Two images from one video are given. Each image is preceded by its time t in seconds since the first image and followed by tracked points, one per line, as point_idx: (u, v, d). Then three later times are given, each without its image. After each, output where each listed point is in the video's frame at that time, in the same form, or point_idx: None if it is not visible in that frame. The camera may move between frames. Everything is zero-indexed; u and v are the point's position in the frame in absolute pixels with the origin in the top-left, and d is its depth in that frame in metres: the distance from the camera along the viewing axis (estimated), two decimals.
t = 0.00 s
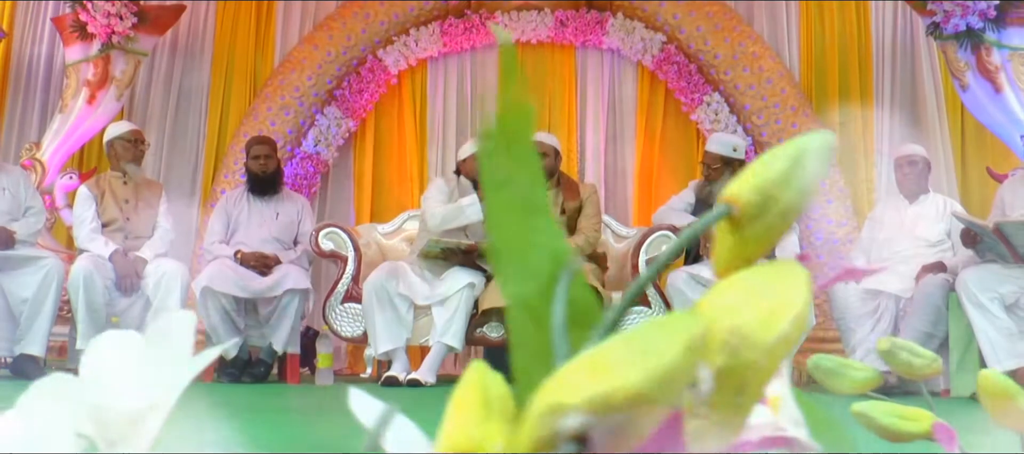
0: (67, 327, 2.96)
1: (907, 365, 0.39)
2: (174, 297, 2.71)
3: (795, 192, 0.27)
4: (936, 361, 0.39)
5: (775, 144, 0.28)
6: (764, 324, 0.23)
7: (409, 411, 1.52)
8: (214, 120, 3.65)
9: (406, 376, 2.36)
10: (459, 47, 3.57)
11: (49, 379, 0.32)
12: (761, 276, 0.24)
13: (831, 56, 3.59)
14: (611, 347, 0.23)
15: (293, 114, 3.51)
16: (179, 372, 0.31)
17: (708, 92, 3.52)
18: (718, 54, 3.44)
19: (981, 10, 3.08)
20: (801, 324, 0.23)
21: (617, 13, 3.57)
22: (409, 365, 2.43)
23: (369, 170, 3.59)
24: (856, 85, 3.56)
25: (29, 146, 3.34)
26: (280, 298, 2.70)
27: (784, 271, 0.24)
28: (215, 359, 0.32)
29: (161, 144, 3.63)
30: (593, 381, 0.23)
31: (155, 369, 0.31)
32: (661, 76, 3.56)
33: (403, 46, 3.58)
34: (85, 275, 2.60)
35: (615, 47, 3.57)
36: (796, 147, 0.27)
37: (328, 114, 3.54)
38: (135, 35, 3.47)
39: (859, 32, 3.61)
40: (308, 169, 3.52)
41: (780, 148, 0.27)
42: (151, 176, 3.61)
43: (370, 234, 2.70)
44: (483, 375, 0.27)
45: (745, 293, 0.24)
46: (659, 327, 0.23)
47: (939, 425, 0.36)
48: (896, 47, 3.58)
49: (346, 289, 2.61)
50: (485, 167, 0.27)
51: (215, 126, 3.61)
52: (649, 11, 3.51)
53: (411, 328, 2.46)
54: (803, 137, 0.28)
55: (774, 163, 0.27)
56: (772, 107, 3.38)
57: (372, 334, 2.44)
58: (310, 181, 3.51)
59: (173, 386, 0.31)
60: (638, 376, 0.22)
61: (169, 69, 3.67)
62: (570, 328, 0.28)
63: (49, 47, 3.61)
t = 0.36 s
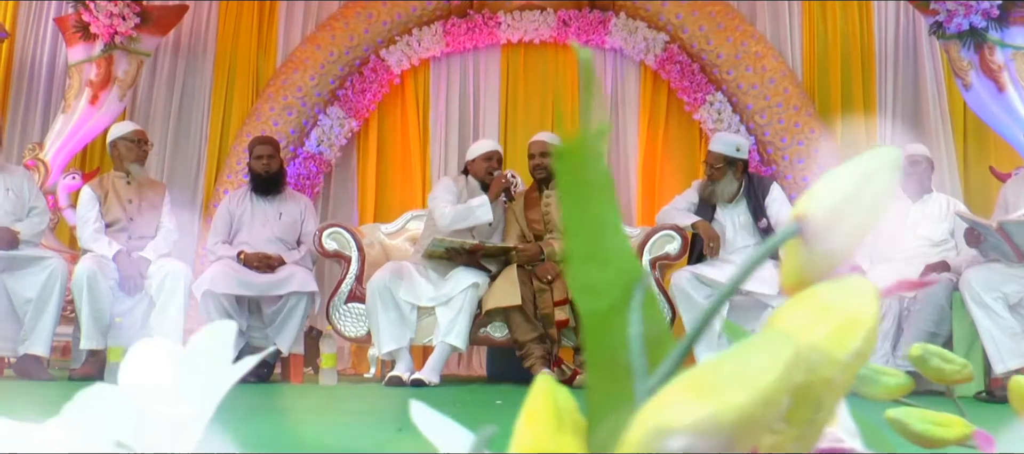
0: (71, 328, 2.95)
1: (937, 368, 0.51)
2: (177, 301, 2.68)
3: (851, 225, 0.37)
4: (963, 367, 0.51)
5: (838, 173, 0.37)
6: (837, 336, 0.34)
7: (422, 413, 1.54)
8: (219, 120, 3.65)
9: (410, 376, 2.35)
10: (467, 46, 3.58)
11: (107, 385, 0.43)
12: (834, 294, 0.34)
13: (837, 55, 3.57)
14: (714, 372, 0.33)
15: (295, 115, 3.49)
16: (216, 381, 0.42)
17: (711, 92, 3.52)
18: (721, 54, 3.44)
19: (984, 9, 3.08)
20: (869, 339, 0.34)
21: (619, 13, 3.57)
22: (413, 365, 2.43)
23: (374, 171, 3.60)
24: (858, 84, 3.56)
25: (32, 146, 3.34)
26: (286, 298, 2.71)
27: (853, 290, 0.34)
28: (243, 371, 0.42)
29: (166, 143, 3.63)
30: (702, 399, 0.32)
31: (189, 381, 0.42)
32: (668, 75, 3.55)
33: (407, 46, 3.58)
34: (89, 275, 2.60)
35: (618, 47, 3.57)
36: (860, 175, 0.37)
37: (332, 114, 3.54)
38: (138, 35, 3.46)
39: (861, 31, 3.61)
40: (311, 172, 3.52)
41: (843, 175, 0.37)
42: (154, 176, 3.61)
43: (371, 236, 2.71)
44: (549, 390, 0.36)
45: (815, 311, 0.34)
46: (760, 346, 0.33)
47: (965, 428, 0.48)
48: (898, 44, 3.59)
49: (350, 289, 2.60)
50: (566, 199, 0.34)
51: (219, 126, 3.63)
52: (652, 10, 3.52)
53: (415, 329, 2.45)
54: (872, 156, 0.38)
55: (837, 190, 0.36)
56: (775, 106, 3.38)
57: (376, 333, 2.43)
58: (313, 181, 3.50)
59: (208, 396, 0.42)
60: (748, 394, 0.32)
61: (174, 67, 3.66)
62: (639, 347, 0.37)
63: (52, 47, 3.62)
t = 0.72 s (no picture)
0: (74, 328, 2.95)
1: (967, 374, 0.46)
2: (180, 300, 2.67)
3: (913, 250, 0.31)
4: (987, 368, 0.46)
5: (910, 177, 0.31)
6: (903, 347, 0.31)
7: (426, 413, 1.54)
8: (221, 121, 3.65)
9: (413, 376, 2.35)
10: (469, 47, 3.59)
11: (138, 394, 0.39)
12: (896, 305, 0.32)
13: (839, 55, 3.57)
14: (801, 384, 0.30)
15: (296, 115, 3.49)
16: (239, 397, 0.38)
17: (713, 92, 3.51)
18: (723, 54, 3.43)
19: (987, 9, 3.05)
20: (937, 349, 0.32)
21: (621, 13, 3.58)
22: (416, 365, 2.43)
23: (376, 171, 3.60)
24: (861, 84, 3.55)
25: (33, 147, 3.33)
26: (290, 298, 2.72)
27: (916, 290, 0.31)
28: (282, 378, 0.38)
29: (169, 144, 3.63)
30: (795, 418, 0.29)
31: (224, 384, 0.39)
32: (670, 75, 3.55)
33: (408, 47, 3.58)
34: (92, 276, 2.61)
35: (620, 47, 3.58)
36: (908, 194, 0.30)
37: (335, 114, 3.52)
38: (140, 35, 3.46)
39: (863, 32, 3.60)
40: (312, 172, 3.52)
41: (913, 184, 0.31)
42: (156, 176, 3.61)
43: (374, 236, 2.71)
44: (616, 401, 0.35)
45: (884, 321, 0.31)
46: (843, 357, 0.29)
47: (992, 427, 0.47)
48: (900, 44, 3.59)
49: (353, 289, 2.60)
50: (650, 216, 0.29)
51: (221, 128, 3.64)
52: (654, 10, 3.52)
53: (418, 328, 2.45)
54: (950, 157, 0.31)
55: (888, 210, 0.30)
56: (777, 106, 3.37)
57: (379, 333, 2.43)
58: (315, 182, 3.50)
59: (249, 402, 0.38)
60: (841, 409, 0.29)
61: (177, 69, 3.67)
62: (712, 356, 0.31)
63: (54, 48, 3.62)
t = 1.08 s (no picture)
0: (77, 329, 2.95)
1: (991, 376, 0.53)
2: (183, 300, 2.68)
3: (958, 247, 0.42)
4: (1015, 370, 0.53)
5: (941, 192, 0.41)
6: (955, 346, 0.42)
7: (427, 413, 1.54)
8: (224, 121, 3.65)
9: (416, 376, 2.35)
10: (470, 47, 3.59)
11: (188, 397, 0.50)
12: (944, 311, 0.44)
13: (841, 55, 3.57)
14: (871, 386, 0.41)
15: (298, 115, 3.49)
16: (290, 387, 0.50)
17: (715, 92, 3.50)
18: (725, 53, 3.43)
19: (989, 8, 3.02)
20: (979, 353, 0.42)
21: (623, 13, 3.58)
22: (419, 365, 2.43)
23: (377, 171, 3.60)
24: (863, 84, 3.55)
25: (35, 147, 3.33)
26: (293, 298, 2.73)
27: (964, 299, 0.43)
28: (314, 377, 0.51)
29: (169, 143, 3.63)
30: (867, 411, 0.40)
31: (267, 385, 0.50)
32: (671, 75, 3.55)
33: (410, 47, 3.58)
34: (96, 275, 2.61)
35: (621, 47, 3.58)
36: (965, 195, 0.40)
37: (337, 115, 3.52)
38: (141, 35, 3.46)
39: (865, 30, 3.59)
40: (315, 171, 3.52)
41: (942, 201, 0.41)
42: (157, 175, 3.61)
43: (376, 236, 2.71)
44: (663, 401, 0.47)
45: (933, 325, 0.43)
46: (908, 364, 0.41)
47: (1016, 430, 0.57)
48: (902, 44, 3.58)
49: (356, 290, 2.60)
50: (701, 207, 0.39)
51: (223, 129, 3.64)
52: (656, 10, 3.52)
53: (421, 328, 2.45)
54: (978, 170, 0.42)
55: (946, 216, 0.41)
56: (779, 106, 3.36)
57: (382, 333, 2.44)
58: (316, 182, 3.48)
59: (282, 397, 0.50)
60: (907, 410, 0.40)
61: (178, 68, 3.67)
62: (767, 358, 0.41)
63: (56, 49, 3.63)
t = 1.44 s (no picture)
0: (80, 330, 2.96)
1: None
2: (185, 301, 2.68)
3: (1002, 252, 0.53)
4: None
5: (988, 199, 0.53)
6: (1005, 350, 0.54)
7: (431, 412, 1.54)
8: (225, 121, 3.66)
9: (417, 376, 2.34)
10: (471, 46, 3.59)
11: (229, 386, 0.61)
12: (989, 312, 0.55)
13: (843, 53, 3.57)
14: (936, 384, 0.52)
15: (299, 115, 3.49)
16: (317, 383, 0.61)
17: (716, 91, 3.50)
18: (727, 53, 3.43)
19: (990, 8, 3.01)
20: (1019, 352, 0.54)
21: (624, 13, 3.57)
22: (421, 365, 2.43)
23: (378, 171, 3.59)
24: (864, 83, 3.55)
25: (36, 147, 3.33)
26: (296, 298, 2.73)
27: (1006, 305, 0.55)
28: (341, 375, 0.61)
29: (171, 143, 3.63)
30: (934, 409, 0.52)
31: (297, 388, 0.60)
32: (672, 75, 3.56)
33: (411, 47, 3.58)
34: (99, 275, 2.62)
35: (623, 46, 3.57)
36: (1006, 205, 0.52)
37: (338, 115, 3.53)
38: (143, 36, 3.46)
39: (867, 30, 3.59)
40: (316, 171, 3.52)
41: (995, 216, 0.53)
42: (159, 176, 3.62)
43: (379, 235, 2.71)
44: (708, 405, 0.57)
45: (979, 325, 0.54)
46: (966, 364, 0.52)
47: None
48: (903, 43, 3.58)
49: (358, 290, 2.60)
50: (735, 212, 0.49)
51: (224, 129, 3.64)
52: (657, 10, 3.52)
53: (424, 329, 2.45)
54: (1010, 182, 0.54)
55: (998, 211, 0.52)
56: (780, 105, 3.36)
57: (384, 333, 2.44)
58: (318, 182, 3.48)
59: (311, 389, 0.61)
60: (967, 408, 0.51)
61: (180, 68, 3.68)
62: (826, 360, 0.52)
63: (58, 50, 3.63)
